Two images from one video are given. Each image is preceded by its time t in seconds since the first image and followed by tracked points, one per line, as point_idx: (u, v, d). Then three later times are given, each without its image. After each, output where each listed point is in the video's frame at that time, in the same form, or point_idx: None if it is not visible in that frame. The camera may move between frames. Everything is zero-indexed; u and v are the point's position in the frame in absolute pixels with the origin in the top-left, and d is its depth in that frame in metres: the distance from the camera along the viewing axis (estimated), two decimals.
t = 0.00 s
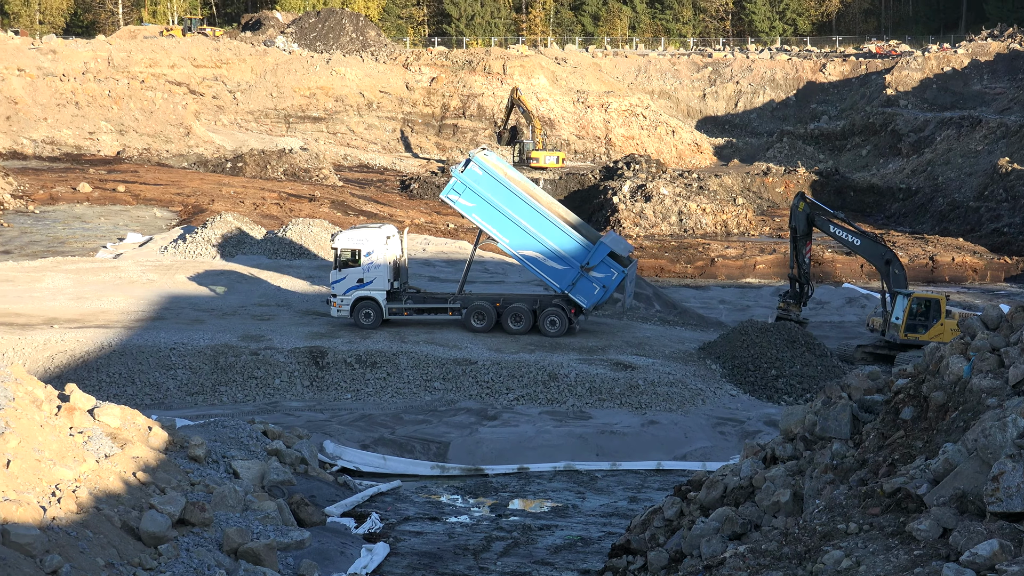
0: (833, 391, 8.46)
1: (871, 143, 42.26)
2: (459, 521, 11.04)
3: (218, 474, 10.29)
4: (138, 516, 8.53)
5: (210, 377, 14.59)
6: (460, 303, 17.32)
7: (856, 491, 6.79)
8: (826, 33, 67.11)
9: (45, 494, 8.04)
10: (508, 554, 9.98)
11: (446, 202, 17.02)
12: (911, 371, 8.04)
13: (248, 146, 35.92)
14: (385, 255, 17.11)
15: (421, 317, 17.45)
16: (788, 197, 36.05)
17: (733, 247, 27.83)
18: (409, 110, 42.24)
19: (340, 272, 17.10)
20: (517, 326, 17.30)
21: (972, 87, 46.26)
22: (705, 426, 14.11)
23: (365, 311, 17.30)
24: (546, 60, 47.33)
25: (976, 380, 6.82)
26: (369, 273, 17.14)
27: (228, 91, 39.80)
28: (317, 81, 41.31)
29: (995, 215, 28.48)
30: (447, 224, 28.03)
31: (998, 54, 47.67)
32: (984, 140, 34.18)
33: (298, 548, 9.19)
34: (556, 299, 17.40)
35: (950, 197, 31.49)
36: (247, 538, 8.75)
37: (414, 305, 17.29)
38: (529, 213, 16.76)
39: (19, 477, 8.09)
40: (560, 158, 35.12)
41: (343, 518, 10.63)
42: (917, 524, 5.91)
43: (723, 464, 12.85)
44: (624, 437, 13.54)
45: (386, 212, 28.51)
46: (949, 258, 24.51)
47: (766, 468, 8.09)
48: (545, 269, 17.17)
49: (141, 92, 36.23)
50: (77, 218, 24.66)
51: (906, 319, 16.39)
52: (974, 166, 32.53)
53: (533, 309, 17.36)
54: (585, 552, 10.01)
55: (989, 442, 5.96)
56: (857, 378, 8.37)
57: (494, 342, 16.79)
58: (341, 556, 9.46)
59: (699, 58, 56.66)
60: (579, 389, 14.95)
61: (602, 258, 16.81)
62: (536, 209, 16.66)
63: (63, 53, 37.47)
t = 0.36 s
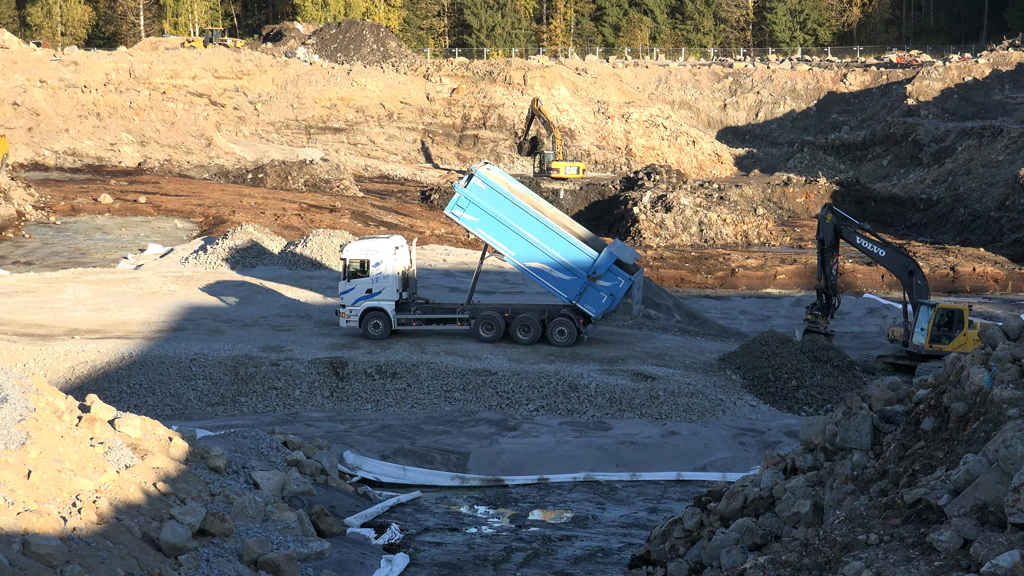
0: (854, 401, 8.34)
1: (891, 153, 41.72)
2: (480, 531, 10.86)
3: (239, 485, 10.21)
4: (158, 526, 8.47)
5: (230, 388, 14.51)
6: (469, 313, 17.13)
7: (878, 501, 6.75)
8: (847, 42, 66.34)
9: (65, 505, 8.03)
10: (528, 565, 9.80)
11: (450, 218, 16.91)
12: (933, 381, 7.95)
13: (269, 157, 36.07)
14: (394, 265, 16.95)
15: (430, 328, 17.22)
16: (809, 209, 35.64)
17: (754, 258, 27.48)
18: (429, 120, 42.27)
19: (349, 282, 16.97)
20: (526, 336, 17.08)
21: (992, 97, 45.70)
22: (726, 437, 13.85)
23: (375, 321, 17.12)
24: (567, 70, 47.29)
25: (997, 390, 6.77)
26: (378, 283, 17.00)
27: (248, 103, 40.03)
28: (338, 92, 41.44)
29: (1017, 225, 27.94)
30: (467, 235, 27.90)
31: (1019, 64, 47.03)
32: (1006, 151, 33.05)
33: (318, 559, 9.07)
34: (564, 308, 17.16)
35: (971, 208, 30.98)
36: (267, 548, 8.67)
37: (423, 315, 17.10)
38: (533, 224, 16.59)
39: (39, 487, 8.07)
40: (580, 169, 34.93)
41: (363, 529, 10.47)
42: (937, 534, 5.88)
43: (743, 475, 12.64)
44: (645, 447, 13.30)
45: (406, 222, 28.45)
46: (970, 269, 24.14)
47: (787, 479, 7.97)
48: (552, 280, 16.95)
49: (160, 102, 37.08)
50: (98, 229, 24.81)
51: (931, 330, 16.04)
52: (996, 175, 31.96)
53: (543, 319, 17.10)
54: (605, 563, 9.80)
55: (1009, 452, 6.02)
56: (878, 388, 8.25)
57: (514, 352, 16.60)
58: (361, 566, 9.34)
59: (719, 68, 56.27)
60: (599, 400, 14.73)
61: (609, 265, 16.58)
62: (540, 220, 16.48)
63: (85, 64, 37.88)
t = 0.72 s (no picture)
0: (882, 409, 8.32)
1: (920, 161, 40.90)
2: (507, 537, 10.70)
3: (267, 490, 10.12)
4: (186, 530, 8.44)
5: (258, 393, 14.46)
6: (484, 319, 16.99)
7: (906, 509, 6.83)
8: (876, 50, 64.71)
9: (93, 509, 8.01)
10: (555, 571, 9.64)
11: (463, 227, 16.68)
12: (961, 390, 7.97)
13: (297, 163, 36.23)
14: (409, 270, 16.87)
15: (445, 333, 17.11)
16: (838, 216, 35.09)
17: (782, 265, 27.06)
18: (457, 126, 42.21)
19: (364, 288, 16.89)
20: (541, 342, 16.90)
21: None
22: (753, 444, 13.58)
23: (390, 327, 16.99)
24: (594, 77, 47.13)
25: None
26: (393, 289, 16.90)
27: (277, 108, 40.22)
28: (366, 98, 41.53)
29: None
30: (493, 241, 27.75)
31: None
32: None
33: (345, 564, 8.90)
34: (579, 314, 16.98)
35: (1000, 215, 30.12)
36: (295, 554, 8.59)
37: (438, 321, 16.97)
38: (547, 232, 16.37)
39: (69, 491, 8.07)
40: (608, 176, 34.68)
41: (391, 534, 10.33)
42: (966, 543, 6.03)
43: (771, 482, 12.37)
44: (673, 455, 13.07)
45: (434, 229, 28.36)
46: (1000, 277, 23.60)
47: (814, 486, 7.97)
48: (567, 286, 16.71)
49: (189, 108, 37.31)
50: (127, 234, 25.00)
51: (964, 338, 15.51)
52: None
53: (557, 325, 16.92)
54: (633, 570, 9.63)
55: None
56: (905, 396, 8.28)
57: (541, 359, 16.42)
58: (388, 572, 9.18)
59: (747, 75, 55.58)
60: (626, 406, 14.48)
61: (622, 269, 16.36)
62: (553, 228, 16.26)
63: (114, 70, 38.34)
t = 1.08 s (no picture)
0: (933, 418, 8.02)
1: (971, 169, 39.36)
2: (555, 543, 10.44)
3: (315, 494, 9.99)
4: (235, 534, 8.33)
5: (307, 398, 14.39)
6: (520, 324, 16.59)
7: (956, 519, 6.51)
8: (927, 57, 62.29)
9: (143, 512, 7.92)
10: None
11: (497, 236, 16.43)
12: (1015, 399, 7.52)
13: (346, 168, 36.47)
14: (445, 276, 16.52)
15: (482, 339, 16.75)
16: (889, 224, 34.07)
17: (832, 273, 26.28)
18: (507, 133, 42.13)
19: (400, 292, 16.59)
20: (576, 347, 16.55)
21: None
22: (802, 452, 13.11)
23: (427, 332, 16.72)
24: (644, 83, 46.59)
25: None
26: (429, 294, 16.57)
27: (327, 113, 40.58)
28: (416, 104, 41.69)
29: None
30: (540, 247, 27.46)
31: None
32: None
33: (393, 570, 8.78)
34: (615, 319, 16.59)
35: None
36: (343, 559, 8.48)
37: (474, 326, 16.63)
38: (580, 238, 16.04)
39: (118, 494, 7.96)
40: (658, 182, 34.13)
41: (439, 540, 10.17)
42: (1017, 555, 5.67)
43: (820, 490, 11.98)
44: (721, 462, 12.65)
45: (483, 234, 28.19)
46: None
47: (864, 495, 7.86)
48: (602, 293, 16.35)
49: (241, 112, 37.86)
50: (177, 238, 25.33)
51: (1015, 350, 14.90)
52: None
53: (593, 330, 16.57)
54: None
55: None
56: (956, 405, 7.97)
57: (590, 365, 16.06)
58: None
59: (798, 82, 54.02)
60: (675, 413, 14.09)
61: (656, 274, 15.95)
62: (587, 234, 15.93)
63: (167, 75, 39.00)
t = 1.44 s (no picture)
0: (976, 423, 7.86)
1: (1017, 174, 37.81)
2: (596, 547, 10.35)
3: (357, 497, 9.87)
4: (277, 537, 8.23)
5: (350, 401, 14.31)
6: (548, 327, 16.31)
7: (1001, 524, 6.42)
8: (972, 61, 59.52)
9: (186, 513, 7.85)
10: None
11: (523, 242, 16.06)
12: None
13: (390, 171, 36.60)
14: (474, 279, 16.23)
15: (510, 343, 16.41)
16: (933, 228, 33.05)
17: (876, 276, 25.57)
18: (550, 136, 41.91)
19: (428, 296, 16.34)
20: (606, 350, 16.26)
21: None
22: (844, 456, 12.82)
23: (455, 336, 16.46)
24: (688, 87, 45.78)
25: None
26: (458, 298, 16.30)
27: (372, 117, 40.77)
28: (460, 107, 41.65)
29: None
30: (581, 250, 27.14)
31: None
32: None
33: (435, 573, 8.77)
34: (643, 322, 16.29)
35: None
36: (385, 560, 8.35)
37: (502, 330, 16.29)
38: (608, 243, 15.69)
39: (161, 495, 7.90)
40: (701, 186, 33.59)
41: (480, 543, 10.02)
42: None
43: (863, 496, 11.75)
44: (763, 466, 12.45)
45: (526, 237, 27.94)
46: None
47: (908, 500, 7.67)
48: (630, 296, 15.97)
49: (285, 115, 38.19)
50: (220, 240, 25.56)
51: None
52: None
53: (621, 333, 16.26)
54: None
55: None
56: (1001, 410, 7.75)
57: (632, 369, 15.73)
58: None
59: (843, 86, 52.48)
60: (717, 417, 13.83)
61: (684, 275, 15.61)
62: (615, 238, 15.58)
63: (213, 78, 39.52)
